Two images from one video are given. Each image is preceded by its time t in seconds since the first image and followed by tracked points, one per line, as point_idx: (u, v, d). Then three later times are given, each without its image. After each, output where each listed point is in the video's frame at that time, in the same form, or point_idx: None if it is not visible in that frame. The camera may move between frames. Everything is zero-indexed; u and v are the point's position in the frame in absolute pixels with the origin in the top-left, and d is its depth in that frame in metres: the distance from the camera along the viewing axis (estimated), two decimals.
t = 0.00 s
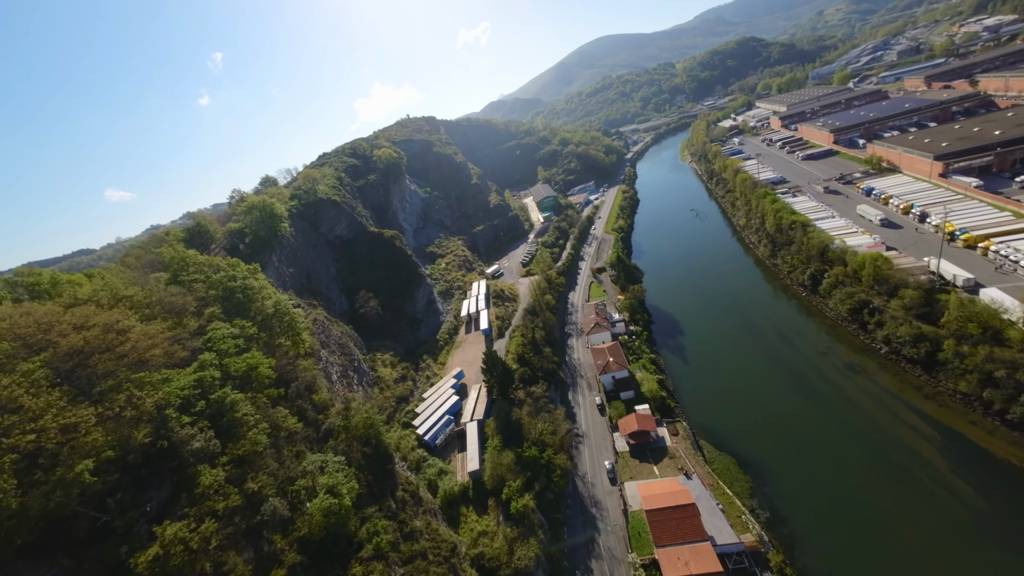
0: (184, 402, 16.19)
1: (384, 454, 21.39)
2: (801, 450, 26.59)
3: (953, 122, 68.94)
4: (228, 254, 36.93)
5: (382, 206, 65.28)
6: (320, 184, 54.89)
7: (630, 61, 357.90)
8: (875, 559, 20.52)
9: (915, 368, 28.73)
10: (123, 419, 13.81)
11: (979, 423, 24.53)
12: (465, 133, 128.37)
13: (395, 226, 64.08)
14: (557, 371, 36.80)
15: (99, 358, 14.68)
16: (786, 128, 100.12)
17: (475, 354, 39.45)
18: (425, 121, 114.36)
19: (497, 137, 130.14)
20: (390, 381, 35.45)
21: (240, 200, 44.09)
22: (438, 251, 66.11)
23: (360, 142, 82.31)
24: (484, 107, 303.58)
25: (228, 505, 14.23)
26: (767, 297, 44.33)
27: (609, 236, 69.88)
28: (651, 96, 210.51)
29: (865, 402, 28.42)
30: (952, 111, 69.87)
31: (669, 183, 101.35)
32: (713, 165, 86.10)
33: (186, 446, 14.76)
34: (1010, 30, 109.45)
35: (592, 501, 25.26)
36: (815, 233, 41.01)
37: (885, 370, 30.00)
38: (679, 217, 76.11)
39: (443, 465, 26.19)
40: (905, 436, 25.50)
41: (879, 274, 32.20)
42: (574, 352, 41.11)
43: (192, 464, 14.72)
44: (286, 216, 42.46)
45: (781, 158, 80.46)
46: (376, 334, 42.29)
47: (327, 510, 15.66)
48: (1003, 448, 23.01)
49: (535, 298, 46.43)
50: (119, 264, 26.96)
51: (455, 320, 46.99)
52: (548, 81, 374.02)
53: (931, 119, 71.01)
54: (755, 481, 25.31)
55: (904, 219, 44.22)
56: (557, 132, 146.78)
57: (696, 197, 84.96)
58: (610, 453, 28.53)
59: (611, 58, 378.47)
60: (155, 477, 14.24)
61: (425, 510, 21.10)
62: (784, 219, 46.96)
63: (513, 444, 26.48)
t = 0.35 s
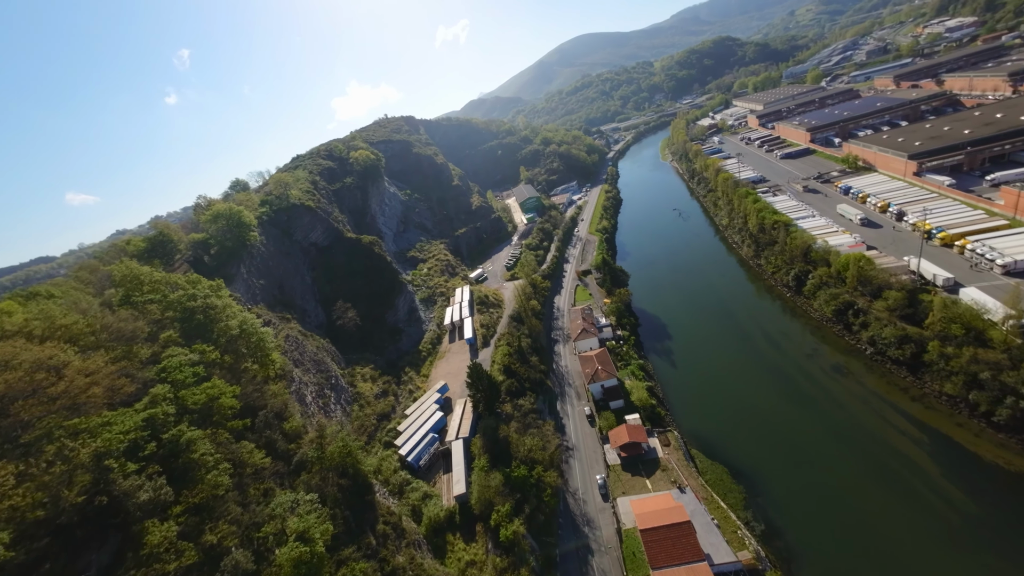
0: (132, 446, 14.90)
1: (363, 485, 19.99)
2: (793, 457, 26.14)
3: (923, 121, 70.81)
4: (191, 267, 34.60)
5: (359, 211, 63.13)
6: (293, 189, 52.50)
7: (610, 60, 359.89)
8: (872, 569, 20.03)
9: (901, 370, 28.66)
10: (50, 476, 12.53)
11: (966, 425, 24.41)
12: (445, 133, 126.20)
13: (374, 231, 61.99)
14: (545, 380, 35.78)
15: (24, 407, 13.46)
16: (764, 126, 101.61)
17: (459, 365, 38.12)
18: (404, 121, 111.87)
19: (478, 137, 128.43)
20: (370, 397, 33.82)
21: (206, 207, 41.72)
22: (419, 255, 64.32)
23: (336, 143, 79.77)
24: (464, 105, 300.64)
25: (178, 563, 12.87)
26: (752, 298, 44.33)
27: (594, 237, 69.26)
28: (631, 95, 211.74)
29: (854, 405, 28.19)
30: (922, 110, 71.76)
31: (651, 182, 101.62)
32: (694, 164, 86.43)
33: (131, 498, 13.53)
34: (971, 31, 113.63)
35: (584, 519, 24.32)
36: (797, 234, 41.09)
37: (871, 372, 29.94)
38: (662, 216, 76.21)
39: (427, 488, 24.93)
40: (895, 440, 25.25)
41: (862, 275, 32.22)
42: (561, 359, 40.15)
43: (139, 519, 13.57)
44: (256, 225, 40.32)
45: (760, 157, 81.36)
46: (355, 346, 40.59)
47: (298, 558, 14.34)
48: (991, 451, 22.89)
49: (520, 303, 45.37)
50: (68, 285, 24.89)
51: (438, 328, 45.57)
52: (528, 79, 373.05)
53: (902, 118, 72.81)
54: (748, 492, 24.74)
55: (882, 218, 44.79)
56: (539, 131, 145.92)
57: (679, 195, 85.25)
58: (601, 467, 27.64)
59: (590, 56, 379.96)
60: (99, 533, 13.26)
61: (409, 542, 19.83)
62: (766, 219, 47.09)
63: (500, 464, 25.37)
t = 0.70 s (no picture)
0: (60, 500, 13.16)
1: (334, 519, 18.52)
2: (779, 465, 25.92)
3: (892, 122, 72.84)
4: (145, 278, 32.01)
5: (333, 213, 60.69)
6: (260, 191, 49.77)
7: (589, 57, 360.78)
8: None
9: (881, 373, 28.75)
10: None
11: (946, 430, 24.46)
12: (423, 130, 123.45)
13: (349, 234, 59.67)
14: (529, 390, 34.75)
15: None
16: (740, 126, 103.09)
17: (440, 375, 36.72)
18: (380, 118, 108.84)
19: (458, 135, 126.26)
20: (346, 413, 32.11)
21: (162, 211, 39.03)
22: (397, 259, 62.34)
23: (308, 141, 76.74)
24: (443, 101, 295.85)
25: None
26: (733, 299, 44.38)
27: (576, 238, 68.58)
28: (610, 92, 212.55)
29: (837, 410, 28.16)
30: (891, 112, 73.81)
31: (632, 181, 101.81)
32: (673, 163, 86.87)
33: (53, 567, 11.71)
34: (933, 35, 117.96)
35: (571, 539, 23.46)
36: (777, 236, 41.23)
37: (852, 376, 30.01)
38: (643, 216, 76.25)
39: (406, 513, 23.63)
40: (878, 445, 25.20)
41: (842, 278, 32.36)
42: (545, 366, 39.18)
43: None
44: (218, 230, 37.90)
45: (738, 157, 82.32)
46: (329, 358, 38.70)
47: None
48: (970, 455, 22.92)
49: (502, 309, 44.20)
50: None
51: (417, 336, 44.00)
52: (507, 76, 370.54)
53: (872, 119, 74.76)
54: (736, 503, 24.34)
55: (857, 218, 45.51)
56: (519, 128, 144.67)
57: (659, 195, 85.55)
58: (587, 481, 26.81)
59: (569, 53, 380.13)
60: None
61: None
62: (746, 221, 47.26)
63: (483, 484, 24.23)
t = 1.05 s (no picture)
0: None
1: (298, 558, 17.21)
2: (760, 473, 25.82)
3: (862, 123, 74.75)
4: (88, 289, 29.29)
5: (304, 213, 57.94)
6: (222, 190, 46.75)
7: (567, 52, 359.62)
8: None
9: (857, 377, 28.94)
10: None
11: (921, 433, 24.61)
12: (399, 125, 120.05)
13: (321, 234, 57.08)
14: (510, 399, 33.68)
15: None
16: (717, 124, 104.18)
17: (417, 386, 35.29)
18: (354, 111, 105.07)
19: (435, 131, 123.40)
20: (316, 429, 30.40)
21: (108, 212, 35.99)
22: (372, 260, 60.13)
23: (276, 136, 73.18)
24: (421, 94, 289.76)
25: None
26: (713, 301, 44.36)
27: (556, 237, 67.74)
28: (589, 88, 212.25)
29: (816, 415, 28.26)
30: (860, 113, 75.66)
31: (611, 178, 101.62)
32: (652, 161, 86.94)
33: None
34: (898, 38, 121.98)
35: (554, 559, 22.66)
36: (756, 237, 41.32)
37: (830, 379, 30.18)
38: (623, 214, 76.10)
39: (380, 540, 22.33)
40: (856, 450, 25.29)
41: (821, 281, 32.52)
42: (526, 373, 38.18)
43: None
44: (171, 234, 35.23)
45: (715, 155, 83.05)
46: (298, 369, 36.70)
47: None
48: (944, 460, 23.06)
49: (482, 313, 42.89)
50: None
51: (394, 343, 42.30)
52: (486, 69, 365.91)
53: (842, 120, 76.52)
54: (719, 514, 24.05)
55: (831, 219, 46.24)
56: (498, 123, 142.62)
57: (638, 192, 85.60)
58: (570, 495, 26.02)
59: (548, 47, 378.02)
60: None
61: None
62: (725, 222, 47.33)
63: (462, 506, 23.19)
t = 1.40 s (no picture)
0: None
1: None
2: (739, 479, 25.86)
3: (832, 122, 76.49)
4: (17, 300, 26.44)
5: (269, 210, 54.89)
6: (176, 186, 43.44)
7: (546, 43, 356.16)
8: None
9: (831, 379, 29.33)
10: None
11: (893, 436, 25.02)
12: (373, 116, 115.86)
13: (288, 233, 54.17)
14: (488, 406, 32.66)
15: None
16: (693, 120, 104.95)
17: (391, 395, 33.81)
18: (324, 101, 100.48)
19: (411, 122, 119.80)
20: (282, 446, 28.62)
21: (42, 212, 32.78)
22: (344, 260, 57.62)
23: (239, 127, 68.99)
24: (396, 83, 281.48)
25: None
26: (692, 301, 44.42)
27: (535, 235, 66.72)
28: (567, 80, 210.70)
29: (793, 418, 28.56)
30: (831, 112, 77.39)
31: (590, 173, 101.09)
32: (631, 157, 86.83)
33: None
34: (864, 38, 125.53)
35: None
36: (733, 238, 41.44)
37: (805, 381, 30.53)
38: (602, 211, 75.71)
39: (350, 566, 21.14)
40: (831, 453, 25.61)
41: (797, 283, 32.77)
42: (505, 378, 37.20)
43: None
44: (115, 235, 32.38)
45: (692, 152, 83.53)
46: (263, 379, 34.61)
47: None
48: (915, 462, 23.51)
49: (459, 316, 41.56)
50: None
51: (367, 349, 40.55)
52: (463, 59, 358.85)
53: (814, 118, 78.11)
54: (700, 523, 23.84)
55: (805, 219, 46.91)
56: (476, 115, 139.71)
57: (617, 188, 85.35)
58: (550, 508, 25.31)
59: (526, 38, 373.22)
60: None
61: None
62: (702, 221, 47.40)
63: (437, 528, 22.16)
